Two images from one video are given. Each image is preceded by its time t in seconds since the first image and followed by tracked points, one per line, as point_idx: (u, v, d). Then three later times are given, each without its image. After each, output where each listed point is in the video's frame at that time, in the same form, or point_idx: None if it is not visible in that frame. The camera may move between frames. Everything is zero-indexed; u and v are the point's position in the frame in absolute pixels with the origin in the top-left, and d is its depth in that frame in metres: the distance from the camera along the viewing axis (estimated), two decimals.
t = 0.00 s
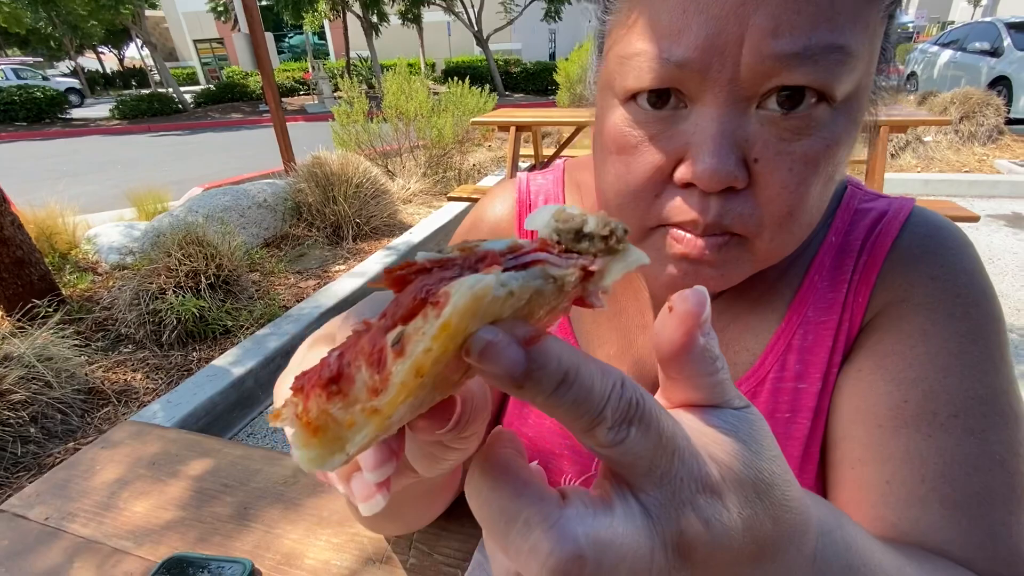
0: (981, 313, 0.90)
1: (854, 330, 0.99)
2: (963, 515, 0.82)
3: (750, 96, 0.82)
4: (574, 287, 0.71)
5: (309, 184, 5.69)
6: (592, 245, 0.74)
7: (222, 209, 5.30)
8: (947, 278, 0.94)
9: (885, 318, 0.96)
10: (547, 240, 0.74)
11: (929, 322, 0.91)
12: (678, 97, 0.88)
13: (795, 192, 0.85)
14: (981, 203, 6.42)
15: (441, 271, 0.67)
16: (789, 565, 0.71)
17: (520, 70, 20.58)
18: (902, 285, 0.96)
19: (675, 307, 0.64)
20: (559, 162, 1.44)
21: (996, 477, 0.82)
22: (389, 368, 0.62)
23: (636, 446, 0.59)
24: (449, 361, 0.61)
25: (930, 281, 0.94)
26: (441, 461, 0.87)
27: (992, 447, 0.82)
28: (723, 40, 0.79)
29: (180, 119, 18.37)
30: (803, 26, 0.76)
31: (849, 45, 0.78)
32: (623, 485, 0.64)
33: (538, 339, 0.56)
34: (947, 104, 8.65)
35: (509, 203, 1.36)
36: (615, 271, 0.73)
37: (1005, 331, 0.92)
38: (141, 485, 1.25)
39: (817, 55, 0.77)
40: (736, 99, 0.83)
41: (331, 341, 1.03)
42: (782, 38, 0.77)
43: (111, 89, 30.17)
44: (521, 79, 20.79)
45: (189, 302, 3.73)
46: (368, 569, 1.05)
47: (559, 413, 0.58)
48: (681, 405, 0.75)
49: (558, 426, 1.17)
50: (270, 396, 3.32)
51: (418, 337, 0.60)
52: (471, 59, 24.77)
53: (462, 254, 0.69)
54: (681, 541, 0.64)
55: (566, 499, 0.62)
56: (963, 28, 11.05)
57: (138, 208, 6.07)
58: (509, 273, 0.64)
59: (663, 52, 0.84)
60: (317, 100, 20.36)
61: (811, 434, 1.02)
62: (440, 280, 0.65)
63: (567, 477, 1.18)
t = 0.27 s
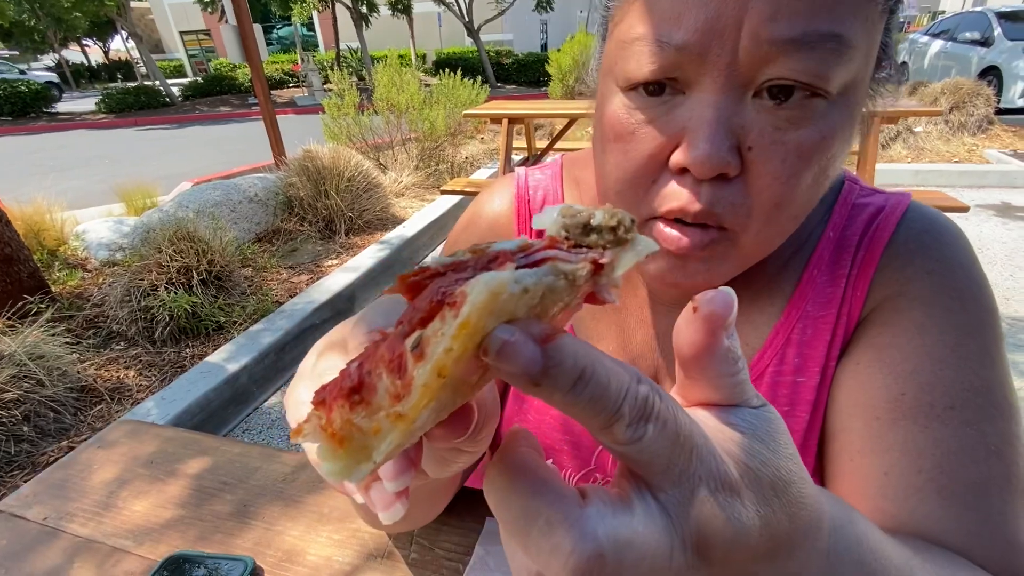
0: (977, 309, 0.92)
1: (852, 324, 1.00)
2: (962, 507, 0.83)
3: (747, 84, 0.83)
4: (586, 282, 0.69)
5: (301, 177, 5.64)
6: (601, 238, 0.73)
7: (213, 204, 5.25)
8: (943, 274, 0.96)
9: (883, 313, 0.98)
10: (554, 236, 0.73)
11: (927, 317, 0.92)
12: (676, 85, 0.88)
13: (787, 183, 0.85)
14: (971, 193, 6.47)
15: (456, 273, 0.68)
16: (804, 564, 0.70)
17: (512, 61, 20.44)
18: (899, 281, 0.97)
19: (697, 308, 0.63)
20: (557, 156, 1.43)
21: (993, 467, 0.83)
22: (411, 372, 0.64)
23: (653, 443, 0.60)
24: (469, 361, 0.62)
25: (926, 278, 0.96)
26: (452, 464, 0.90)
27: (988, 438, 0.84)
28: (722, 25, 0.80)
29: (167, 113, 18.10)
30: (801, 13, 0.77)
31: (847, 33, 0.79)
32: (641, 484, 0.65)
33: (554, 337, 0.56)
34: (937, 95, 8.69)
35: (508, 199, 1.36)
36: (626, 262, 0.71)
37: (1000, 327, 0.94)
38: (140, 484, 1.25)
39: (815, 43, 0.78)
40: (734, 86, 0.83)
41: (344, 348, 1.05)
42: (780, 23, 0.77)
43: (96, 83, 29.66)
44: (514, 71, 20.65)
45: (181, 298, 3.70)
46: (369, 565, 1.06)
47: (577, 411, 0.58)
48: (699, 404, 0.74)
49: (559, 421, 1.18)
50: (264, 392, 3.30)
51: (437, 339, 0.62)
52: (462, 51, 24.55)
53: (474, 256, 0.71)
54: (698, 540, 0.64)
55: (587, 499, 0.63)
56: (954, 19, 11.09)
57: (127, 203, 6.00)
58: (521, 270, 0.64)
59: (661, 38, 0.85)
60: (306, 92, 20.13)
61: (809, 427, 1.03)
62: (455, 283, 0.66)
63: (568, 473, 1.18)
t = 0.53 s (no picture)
0: (964, 306, 0.94)
1: (842, 320, 1.02)
2: (948, 500, 0.85)
3: (739, 72, 0.83)
4: (590, 293, 0.71)
5: (291, 173, 5.59)
6: (605, 251, 0.76)
7: (202, 200, 5.20)
8: (931, 273, 0.98)
9: (873, 312, 0.99)
10: (559, 250, 0.76)
11: (916, 315, 0.95)
12: (668, 75, 0.88)
13: (779, 172, 0.85)
14: (958, 185, 6.53)
15: (462, 287, 0.69)
16: (795, 563, 0.71)
17: (503, 54, 20.32)
18: (889, 280, 0.99)
19: (694, 318, 0.65)
20: (552, 155, 1.43)
21: (980, 460, 0.85)
22: (422, 387, 0.66)
23: (653, 452, 0.61)
24: (479, 375, 0.63)
25: (915, 276, 0.98)
26: (451, 466, 0.92)
27: (974, 433, 0.86)
28: (712, 14, 0.81)
29: (154, 107, 17.82)
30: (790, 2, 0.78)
31: (835, 22, 0.79)
32: (641, 492, 0.66)
33: (560, 350, 0.57)
34: (925, 87, 8.75)
35: (504, 198, 1.36)
36: (629, 274, 0.74)
37: (987, 324, 0.96)
38: (136, 487, 1.25)
39: (804, 31, 0.79)
40: (725, 75, 0.84)
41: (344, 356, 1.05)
42: (769, 11, 0.78)
43: (79, 77, 29.10)
44: (505, 64, 20.53)
45: (171, 296, 3.67)
46: (370, 564, 1.06)
47: (580, 422, 0.59)
48: (695, 410, 0.76)
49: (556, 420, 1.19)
50: (257, 391, 3.28)
51: (448, 355, 0.64)
52: (453, 44, 24.35)
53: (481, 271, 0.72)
54: (696, 544, 0.65)
55: (587, 507, 0.63)
56: (942, 11, 11.16)
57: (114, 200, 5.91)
58: (528, 286, 0.66)
59: (653, 27, 0.86)
60: (295, 86, 19.89)
61: (802, 423, 1.05)
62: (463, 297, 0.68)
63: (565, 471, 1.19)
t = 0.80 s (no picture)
0: (953, 300, 0.96)
1: (835, 313, 1.03)
2: (940, 489, 0.86)
3: (734, 64, 0.84)
4: (604, 298, 0.72)
5: (281, 169, 5.53)
6: (619, 257, 0.78)
7: (190, 197, 5.14)
8: (921, 267, 0.99)
9: (864, 305, 1.01)
10: (574, 255, 0.77)
11: (906, 310, 0.96)
12: (665, 67, 0.89)
13: (774, 162, 0.86)
14: (945, 178, 6.62)
15: (481, 291, 0.70)
16: (801, 555, 0.72)
17: (494, 48, 20.22)
18: (880, 275, 1.01)
19: (708, 321, 0.65)
20: (547, 151, 1.43)
21: (969, 449, 0.87)
22: (439, 387, 0.66)
23: (664, 451, 0.62)
24: (498, 377, 0.64)
25: (905, 270, 1.00)
26: (455, 459, 0.92)
27: (964, 423, 0.88)
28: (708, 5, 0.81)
29: (139, 102, 17.54)
30: None
31: (829, 13, 0.80)
32: (651, 490, 0.66)
33: (574, 352, 0.57)
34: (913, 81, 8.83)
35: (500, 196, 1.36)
36: (642, 281, 0.76)
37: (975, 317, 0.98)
38: (133, 487, 1.24)
39: (798, 22, 0.80)
40: (720, 67, 0.84)
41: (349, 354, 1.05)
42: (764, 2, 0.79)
43: (62, 71, 28.56)
44: (495, 58, 20.44)
45: (161, 295, 3.63)
46: (371, 561, 1.07)
47: (593, 422, 0.60)
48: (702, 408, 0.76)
49: (554, 415, 1.20)
50: (251, 389, 3.26)
51: (467, 356, 0.64)
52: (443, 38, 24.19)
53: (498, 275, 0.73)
54: (705, 540, 0.66)
55: (603, 508, 0.64)
56: (929, 5, 11.26)
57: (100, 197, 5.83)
58: (546, 290, 0.67)
59: (650, 18, 0.86)
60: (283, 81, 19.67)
61: (796, 414, 1.06)
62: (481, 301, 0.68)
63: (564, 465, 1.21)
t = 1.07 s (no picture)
0: (943, 296, 0.98)
1: (828, 311, 1.05)
2: (930, 481, 0.88)
3: (732, 71, 0.85)
4: (610, 295, 0.73)
5: (271, 166, 5.48)
6: (625, 255, 0.80)
7: (180, 195, 5.08)
8: (912, 264, 1.01)
9: (858, 301, 1.03)
10: (581, 253, 0.79)
11: (897, 306, 0.98)
12: (664, 72, 0.90)
13: (771, 167, 0.87)
14: (932, 174, 6.70)
15: (493, 287, 0.72)
16: (801, 548, 0.73)
17: (485, 43, 20.14)
18: (872, 272, 1.03)
19: (719, 322, 0.66)
20: (542, 150, 1.44)
21: (959, 443, 0.89)
22: (454, 378, 0.67)
23: (669, 444, 0.63)
24: (513, 369, 0.64)
25: (896, 268, 1.01)
26: (458, 460, 0.94)
27: (954, 417, 0.90)
28: (708, 13, 0.82)
29: (125, 98, 17.29)
30: (783, 3, 0.79)
31: (825, 24, 0.81)
32: (655, 483, 0.67)
33: (582, 345, 0.58)
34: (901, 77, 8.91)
35: (496, 195, 1.36)
36: (647, 277, 0.78)
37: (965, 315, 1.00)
38: (130, 488, 1.23)
39: (794, 31, 0.81)
40: (719, 74, 0.85)
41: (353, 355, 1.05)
42: (763, 12, 0.80)
43: (45, 66, 28.07)
44: (487, 53, 20.35)
45: (152, 294, 3.60)
46: (372, 558, 1.07)
47: (600, 414, 0.60)
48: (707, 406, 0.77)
49: (553, 411, 1.21)
50: (243, 387, 3.24)
51: (482, 348, 0.65)
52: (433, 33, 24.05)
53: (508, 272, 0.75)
54: (707, 532, 0.67)
55: (609, 500, 0.64)
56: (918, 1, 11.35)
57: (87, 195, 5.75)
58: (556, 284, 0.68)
59: (650, 26, 0.87)
60: (272, 76, 19.46)
61: (790, 411, 1.08)
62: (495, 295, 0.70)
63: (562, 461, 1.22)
